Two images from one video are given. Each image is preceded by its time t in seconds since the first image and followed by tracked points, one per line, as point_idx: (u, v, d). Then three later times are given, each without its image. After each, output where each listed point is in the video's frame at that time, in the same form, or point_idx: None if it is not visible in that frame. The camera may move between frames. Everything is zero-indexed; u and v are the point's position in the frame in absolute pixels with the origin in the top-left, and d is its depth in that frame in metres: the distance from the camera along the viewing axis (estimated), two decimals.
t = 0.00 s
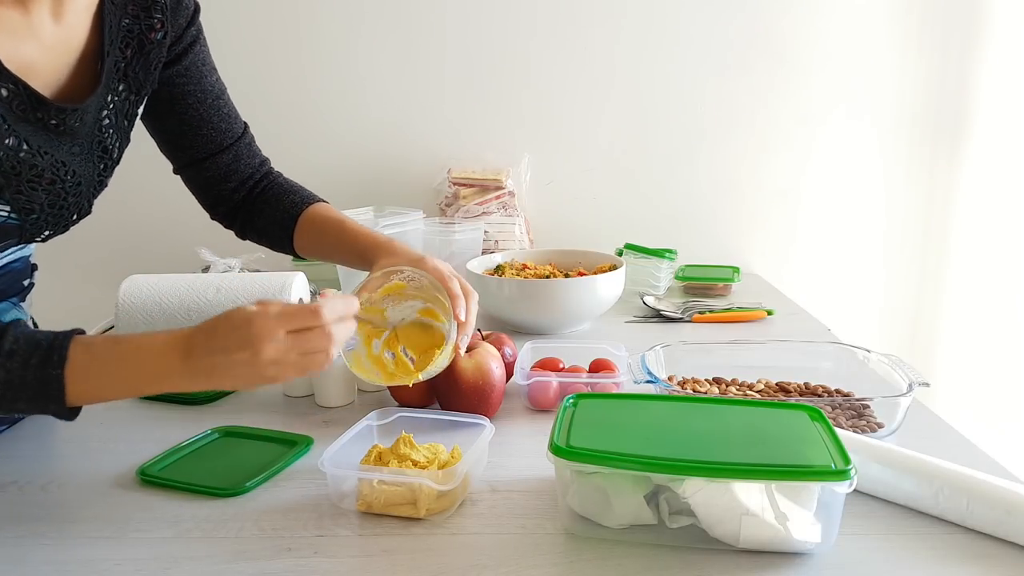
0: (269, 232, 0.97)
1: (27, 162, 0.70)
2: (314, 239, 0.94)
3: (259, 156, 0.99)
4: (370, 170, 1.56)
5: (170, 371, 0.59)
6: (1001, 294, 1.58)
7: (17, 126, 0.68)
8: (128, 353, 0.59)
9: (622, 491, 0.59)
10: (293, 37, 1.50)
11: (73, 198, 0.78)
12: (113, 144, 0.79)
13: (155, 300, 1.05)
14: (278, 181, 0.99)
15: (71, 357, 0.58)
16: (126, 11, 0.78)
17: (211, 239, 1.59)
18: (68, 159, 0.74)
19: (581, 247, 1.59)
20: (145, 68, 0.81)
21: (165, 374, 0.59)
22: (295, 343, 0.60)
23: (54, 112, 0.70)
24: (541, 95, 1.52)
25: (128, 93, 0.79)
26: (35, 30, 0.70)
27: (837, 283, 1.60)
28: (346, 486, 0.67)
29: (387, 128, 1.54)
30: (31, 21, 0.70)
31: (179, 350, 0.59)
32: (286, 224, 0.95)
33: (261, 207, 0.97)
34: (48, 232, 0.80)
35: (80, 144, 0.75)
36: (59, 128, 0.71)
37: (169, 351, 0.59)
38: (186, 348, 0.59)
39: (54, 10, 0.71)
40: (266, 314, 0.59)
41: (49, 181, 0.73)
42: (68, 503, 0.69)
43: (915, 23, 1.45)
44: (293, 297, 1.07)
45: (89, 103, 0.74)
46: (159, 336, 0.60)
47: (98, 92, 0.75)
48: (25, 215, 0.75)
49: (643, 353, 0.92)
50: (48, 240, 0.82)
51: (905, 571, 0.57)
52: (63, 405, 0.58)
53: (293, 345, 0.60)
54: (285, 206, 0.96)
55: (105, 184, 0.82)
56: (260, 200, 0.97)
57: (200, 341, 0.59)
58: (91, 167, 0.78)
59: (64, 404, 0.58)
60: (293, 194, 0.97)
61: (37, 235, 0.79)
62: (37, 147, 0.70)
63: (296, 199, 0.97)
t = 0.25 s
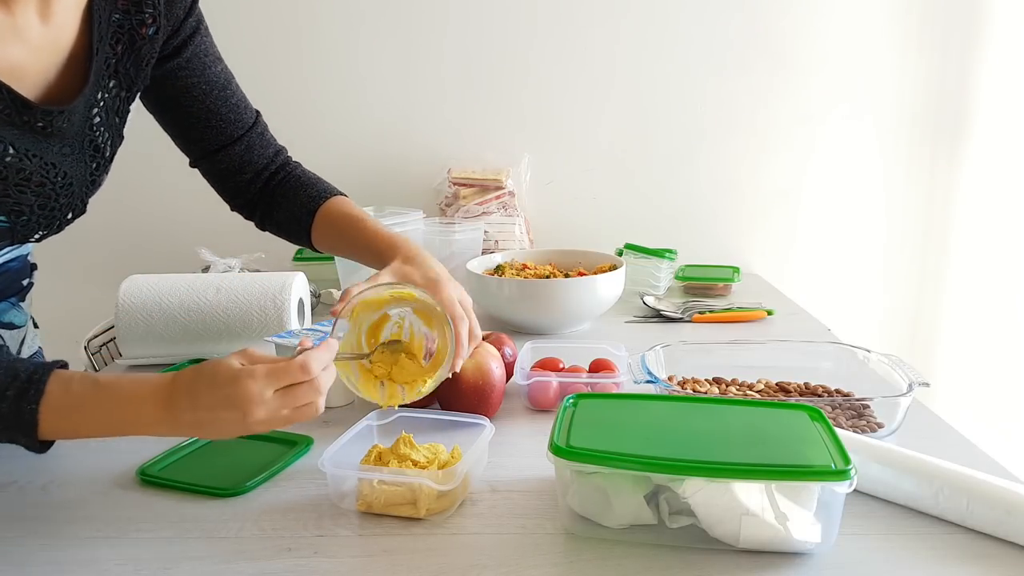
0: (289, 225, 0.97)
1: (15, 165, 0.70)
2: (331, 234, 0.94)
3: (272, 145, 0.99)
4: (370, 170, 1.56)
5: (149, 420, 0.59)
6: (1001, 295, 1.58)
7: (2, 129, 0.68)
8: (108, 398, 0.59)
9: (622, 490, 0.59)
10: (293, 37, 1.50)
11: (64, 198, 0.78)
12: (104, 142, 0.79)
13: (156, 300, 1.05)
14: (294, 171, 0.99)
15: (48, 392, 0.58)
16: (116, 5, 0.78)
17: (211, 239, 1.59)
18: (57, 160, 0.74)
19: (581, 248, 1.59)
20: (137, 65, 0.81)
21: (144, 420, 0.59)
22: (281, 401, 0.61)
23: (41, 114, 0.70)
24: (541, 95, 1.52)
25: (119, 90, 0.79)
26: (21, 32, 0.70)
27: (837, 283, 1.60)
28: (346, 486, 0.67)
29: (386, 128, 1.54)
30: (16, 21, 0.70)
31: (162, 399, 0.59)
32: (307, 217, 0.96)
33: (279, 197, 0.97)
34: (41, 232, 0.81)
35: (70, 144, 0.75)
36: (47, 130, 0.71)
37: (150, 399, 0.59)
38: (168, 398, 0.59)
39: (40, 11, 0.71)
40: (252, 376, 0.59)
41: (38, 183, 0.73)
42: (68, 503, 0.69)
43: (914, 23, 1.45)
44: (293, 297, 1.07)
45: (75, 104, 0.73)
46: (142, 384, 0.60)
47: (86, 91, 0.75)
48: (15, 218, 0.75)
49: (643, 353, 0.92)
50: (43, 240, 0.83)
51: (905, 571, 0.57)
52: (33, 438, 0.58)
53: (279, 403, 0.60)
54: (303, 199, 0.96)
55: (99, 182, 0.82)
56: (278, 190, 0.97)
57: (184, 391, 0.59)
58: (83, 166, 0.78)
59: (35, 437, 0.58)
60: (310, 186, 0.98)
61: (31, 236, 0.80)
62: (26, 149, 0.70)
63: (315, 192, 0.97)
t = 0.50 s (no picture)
0: (284, 225, 0.97)
1: (17, 170, 0.71)
2: (327, 233, 0.94)
3: (270, 146, 0.99)
4: (371, 170, 1.56)
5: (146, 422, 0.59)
6: (1001, 294, 1.58)
7: (4, 135, 0.68)
8: (105, 399, 0.59)
9: (622, 491, 0.59)
10: (292, 38, 1.51)
11: (66, 203, 0.78)
12: (105, 144, 0.79)
13: (156, 301, 1.05)
14: (291, 171, 0.99)
15: (50, 396, 0.58)
16: (118, 7, 0.78)
17: (212, 239, 1.59)
18: (58, 163, 0.74)
19: (581, 248, 1.59)
20: (138, 67, 0.80)
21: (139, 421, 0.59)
22: (269, 412, 0.59)
23: (42, 119, 0.70)
24: (541, 95, 1.52)
25: (120, 92, 0.80)
26: (23, 35, 0.70)
27: (836, 283, 1.60)
28: (346, 486, 0.67)
29: (386, 128, 1.54)
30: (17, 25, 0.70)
31: (157, 401, 0.59)
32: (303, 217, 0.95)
33: (276, 198, 0.97)
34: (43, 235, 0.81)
35: (71, 148, 0.75)
36: (48, 134, 0.71)
37: (149, 401, 0.59)
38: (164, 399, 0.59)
39: (43, 14, 0.72)
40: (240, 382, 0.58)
41: (40, 188, 0.74)
42: (69, 502, 0.69)
43: (914, 23, 1.45)
44: (293, 297, 1.07)
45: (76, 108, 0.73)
46: (139, 387, 0.60)
47: (87, 93, 0.75)
48: (16, 222, 0.75)
49: (643, 353, 0.92)
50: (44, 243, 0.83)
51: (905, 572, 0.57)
52: (35, 438, 0.58)
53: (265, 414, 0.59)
54: (299, 199, 0.96)
55: (99, 185, 0.83)
56: (276, 191, 0.97)
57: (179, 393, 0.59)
58: (83, 170, 0.78)
59: (36, 437, 0.58)
60: (307, 186, 0.97)
61: (32, 239, 0.80)
62: (28, 152, 0.71)
63: (311, 192, 0.97)
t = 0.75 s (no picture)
0: (277, 228, 0.97)
1: (19, 169, 0.71)
2: (318, 237, 0.94)
3: (265, 150, 0.99)
4: (371, 170, 1.56)
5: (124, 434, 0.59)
6: (1001, 294, 1.58)
7: (4, 133, 0.69)
8: (91, 411, 0.59)
9: (622, 491, 0.59)
10: (291, 38, 1.51)
11: (65, 202, 0.78)
12: (106, 144, 0.79)
13: (156, 301, 1.05)
14: (286, 174, 0.99)
15: (33, 405, 0.58)
16: (118, 8, 0.78)
17: (212, 239, 1.59)
18: (60, 163, 0.74)
19: (581, 248, 1.59)
20: (138, 68, 0.80)
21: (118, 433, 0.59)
22: (238, 435, 0.59)
23: (43, 118, 0.70)
24: (541, 95, 1.52)
25: (121, 92, 0.80)
26: (22, 34, 0.70)
27: (836, 283, 1.60)
28: (344, 485, 0.67)
29: (386, 128, 1.54)
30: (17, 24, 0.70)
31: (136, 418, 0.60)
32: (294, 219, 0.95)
33: (267, 200, 0.97)
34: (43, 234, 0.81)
35: (71, 147, 0.75)
36: (49, 133, 0.72)
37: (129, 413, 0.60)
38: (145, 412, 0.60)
39: (42, 14, 0.71)
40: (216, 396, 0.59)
41: (39, 187, 0.74)
42: (69, 502, 0.69)
43: (914, 23, 1.45)
44: (293, 297, 1.07)
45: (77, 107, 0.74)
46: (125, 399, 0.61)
47: (87, 92, 0.75)
48: (16, 219, 0.76)
49: (643, 353, 0.92)
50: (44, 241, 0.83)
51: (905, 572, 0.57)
52: (15, 446, 0.58)
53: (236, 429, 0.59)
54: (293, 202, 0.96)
55: (100, 185, 0.83)
56: (270, 193, 0.97)
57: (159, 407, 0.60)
58: (84, 170, 0.78)
59: (18, 445, 0.58)
60: (301, 190, 0.97)
61: (32, 237, 0.80)
62: (29, 151, 0.71)
63: (302, 195, 0.97)
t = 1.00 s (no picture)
0: (161, 249, 0.98)
1: (34, 159, 0.70)
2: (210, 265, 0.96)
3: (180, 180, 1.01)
4: (371, 170, 1.56)
5: (128, 392, 0.61)
6: (1001, 295, 1.58)
7: (24, 122, 0.68)
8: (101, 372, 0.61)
9: (622, 491, 0.59)
10: (292, 38, 1.51)
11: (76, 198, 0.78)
12: (116, 144, 0.80)
13: (157, 300, 1.05)
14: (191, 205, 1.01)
15: (37, 365, 0.60)
16: (129, 15, 0.79)
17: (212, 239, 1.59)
18: (74, 157, 0.74)
19: (581, 248, 1.59)
20: (145, 73, 0.81)
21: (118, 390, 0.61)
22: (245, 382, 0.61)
23: (62, 110, 0.70)
24: (542, 95, 1.52)
25: (129, 96, 0.80)
26: (45, 31, 0.70)
27: (836, 283, 1.60)
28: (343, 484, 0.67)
29: (386, 128, 1.54)
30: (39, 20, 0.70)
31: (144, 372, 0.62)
32: (185, 247, 0.97)
33: (162, 226, 0.98)
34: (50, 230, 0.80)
35: (85, 143, 0.75)
36: (66, 125, 0.72)
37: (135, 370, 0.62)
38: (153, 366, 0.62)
39: (63, 11, 0.72)
40: (227, 343, 0.62)
41: (55, 178, 0.73)
42: (69, 502, 0.69)
43: (914, 23, 1.45)
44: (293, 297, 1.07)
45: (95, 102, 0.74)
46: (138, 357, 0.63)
47: (104, 90, 0.75)
48: (29, 211, 0.75)
49: (643, 353, 0.92)
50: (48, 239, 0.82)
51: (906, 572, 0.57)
52: (22, 416, 0.59)
53: (236, 376, 0.60)
54: (187, 230, 0.97)
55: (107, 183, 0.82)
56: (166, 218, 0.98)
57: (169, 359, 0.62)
58: (95, 167, 0.78)
59: (23, 416, 0.59)
60: (200, 220, 0.99)
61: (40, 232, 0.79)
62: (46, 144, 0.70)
63: (204, 224, 0.99)
